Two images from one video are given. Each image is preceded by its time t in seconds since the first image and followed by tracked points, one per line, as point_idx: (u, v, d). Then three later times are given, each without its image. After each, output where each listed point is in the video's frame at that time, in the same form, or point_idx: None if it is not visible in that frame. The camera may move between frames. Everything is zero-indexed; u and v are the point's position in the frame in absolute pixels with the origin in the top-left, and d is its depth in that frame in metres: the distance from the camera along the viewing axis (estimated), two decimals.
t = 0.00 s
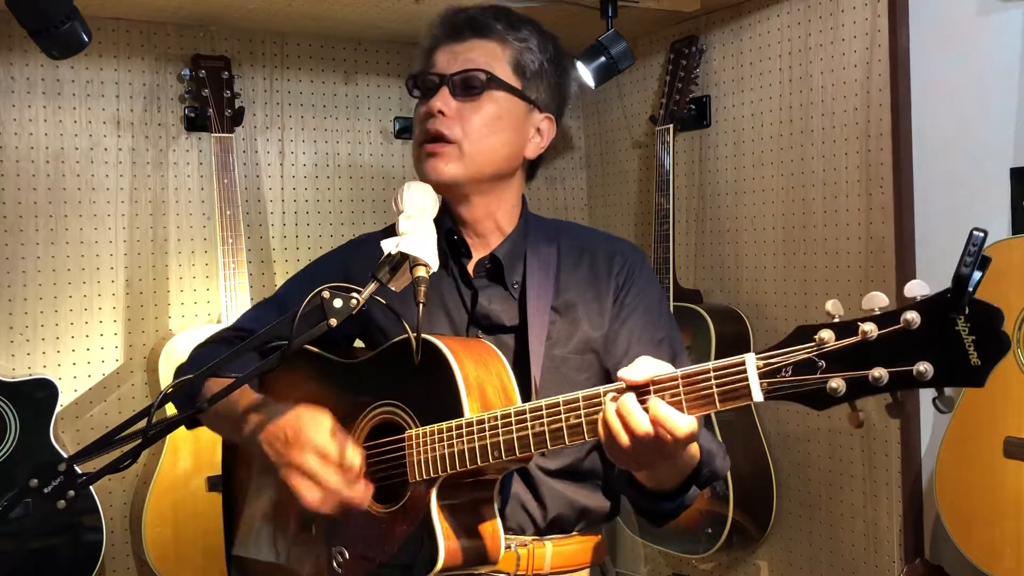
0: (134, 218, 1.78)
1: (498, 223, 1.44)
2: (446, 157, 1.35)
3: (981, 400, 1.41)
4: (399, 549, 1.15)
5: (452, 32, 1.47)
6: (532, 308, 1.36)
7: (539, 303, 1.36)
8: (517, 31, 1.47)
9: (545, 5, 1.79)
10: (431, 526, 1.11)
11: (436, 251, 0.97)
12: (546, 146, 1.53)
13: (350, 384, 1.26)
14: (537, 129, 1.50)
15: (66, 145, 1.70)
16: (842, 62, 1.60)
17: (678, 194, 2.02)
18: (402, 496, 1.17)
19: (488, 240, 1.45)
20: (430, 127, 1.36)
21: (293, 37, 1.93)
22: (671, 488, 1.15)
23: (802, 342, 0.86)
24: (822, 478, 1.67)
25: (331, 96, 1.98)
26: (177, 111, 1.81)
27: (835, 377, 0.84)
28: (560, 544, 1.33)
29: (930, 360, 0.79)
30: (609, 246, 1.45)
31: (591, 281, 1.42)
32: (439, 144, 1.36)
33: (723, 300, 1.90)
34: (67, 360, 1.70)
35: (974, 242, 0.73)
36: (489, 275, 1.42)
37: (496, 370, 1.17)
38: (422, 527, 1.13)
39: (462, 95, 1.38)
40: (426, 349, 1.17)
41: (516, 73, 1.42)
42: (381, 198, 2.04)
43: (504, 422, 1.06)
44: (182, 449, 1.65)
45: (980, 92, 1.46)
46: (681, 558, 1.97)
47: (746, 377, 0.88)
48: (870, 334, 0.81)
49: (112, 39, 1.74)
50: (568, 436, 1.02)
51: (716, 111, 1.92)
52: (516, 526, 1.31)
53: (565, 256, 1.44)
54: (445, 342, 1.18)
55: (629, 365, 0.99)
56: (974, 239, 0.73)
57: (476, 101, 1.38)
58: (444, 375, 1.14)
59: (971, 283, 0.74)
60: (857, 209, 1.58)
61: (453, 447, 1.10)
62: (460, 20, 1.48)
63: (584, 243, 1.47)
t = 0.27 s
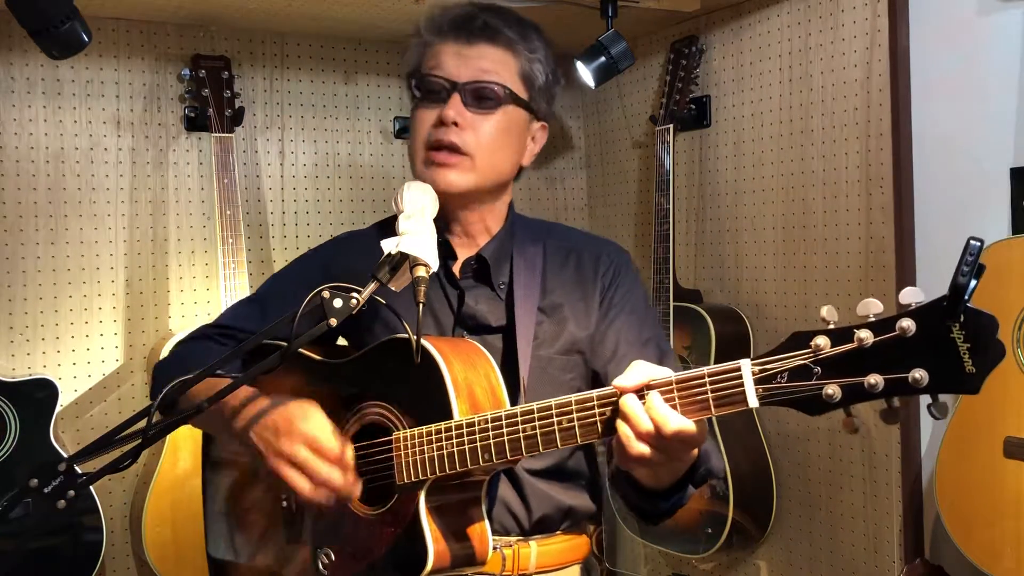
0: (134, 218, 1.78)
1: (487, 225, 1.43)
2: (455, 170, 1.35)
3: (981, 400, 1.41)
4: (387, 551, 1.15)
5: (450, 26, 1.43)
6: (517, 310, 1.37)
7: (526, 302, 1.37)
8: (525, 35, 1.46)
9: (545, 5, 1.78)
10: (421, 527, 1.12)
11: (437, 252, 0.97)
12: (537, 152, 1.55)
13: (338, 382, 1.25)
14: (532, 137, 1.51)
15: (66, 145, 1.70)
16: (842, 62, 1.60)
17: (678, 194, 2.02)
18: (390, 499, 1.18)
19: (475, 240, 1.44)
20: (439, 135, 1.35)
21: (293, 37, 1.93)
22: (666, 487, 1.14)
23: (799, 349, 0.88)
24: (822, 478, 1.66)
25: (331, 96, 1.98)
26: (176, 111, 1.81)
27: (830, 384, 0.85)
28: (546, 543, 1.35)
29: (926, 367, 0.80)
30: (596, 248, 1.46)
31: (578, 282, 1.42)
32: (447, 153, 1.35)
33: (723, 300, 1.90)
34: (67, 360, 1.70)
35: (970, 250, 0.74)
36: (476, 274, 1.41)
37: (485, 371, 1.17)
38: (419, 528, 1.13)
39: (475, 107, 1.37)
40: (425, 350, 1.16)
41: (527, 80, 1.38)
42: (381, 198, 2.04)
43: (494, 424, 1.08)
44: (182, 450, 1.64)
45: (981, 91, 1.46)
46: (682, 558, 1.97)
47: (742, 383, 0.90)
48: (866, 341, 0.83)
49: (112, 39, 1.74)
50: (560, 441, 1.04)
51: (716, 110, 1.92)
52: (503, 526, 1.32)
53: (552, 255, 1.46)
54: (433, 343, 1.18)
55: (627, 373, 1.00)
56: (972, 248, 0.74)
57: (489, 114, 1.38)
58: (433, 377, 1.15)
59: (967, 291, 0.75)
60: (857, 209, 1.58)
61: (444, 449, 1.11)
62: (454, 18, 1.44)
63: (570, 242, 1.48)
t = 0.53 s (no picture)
0: (134, 218, 1.78)
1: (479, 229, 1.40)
2: (481, 208, 1.29)
3: (981, 400, 1.41)
4: (381, 557, 1.15)
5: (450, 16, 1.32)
6: (503, 311, 1.38)
7: (512, 305, 1.38)
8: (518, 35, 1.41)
9: (546, 5, 1.78)
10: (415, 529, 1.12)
11: (437, 252, 0.97)
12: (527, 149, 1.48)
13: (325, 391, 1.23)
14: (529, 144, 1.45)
15: (66, 145, 1.70)
16: (842, 61, 1.60)
17: (678, 194, 2.02)
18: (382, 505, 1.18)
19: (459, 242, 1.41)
20: (459, 171, 1.26)
21: (293, 37, 1.93)
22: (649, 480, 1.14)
23: (792, 337, 0.89)
24: (822, 478, 1.66)
25: (331, 96, 1.98)
26: (176, 111, 1.81)
27: (825, 370, 0.87)
28: (538, 542, 1.36)
29: (918, 350, 0.83)
30: (577, 248, 1.47)
31: (561, 283, 1.43)
32: (463, 188, 1.28)
33: (723, 300, 1.90)
34: (67, 360, 1.70)
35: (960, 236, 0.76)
36: (460, 275, 1.39)
37: (474, 372, 1.17)
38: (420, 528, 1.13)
39: (502, 141, 1.27)
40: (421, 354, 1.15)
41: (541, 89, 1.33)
42: (381, 198, 2.04)
43: (490, 425, 1.07)
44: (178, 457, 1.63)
45: (981, 91, 1.46)
46: (682, 558, 1.97)
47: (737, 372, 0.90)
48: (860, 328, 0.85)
49: (112, 38, 1.74)
50: (556, 436, 1.04)
51: (716, 110, 1.92)
52: (495, 527, 1.31)
53: (533, 257, 1.46)
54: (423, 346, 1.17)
55: (623, 370, 1.00)
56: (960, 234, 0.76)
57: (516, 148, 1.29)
58: (424, 380, 1.14)
59: (957, 276, 0.78)
60: (857, 209, 1.58)
61: (439, 450, 1.11)
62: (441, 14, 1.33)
63: (552, 243, 1.49)
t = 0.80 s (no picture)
0: (135, 218, 1.78)
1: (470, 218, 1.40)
2: (476, 196, 1.29)
3: (981, 400, 1.41)
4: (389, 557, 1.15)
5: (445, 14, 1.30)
6: (495, 310, 1.38)
7: (503, 303, 1.38)
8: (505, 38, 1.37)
9: (545, 5, 1.78)
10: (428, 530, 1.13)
11: (437, 252, 0.97)
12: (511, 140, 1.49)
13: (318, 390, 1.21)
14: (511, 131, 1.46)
15: (66, 145, 1.70)
16: (842, 62, 1.60)
17: (678, 194, 2.02)
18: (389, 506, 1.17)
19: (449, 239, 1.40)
20: (452, 163, 1.26)
21: (294, 37, 1.93)
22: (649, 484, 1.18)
23: (818, 327, 0.91)
24: (822, 478, 1.66)
25: (332, 96, 1.97)
26: (176, 111, 1.81)
27: (852, 359, 0.89)
28: (534, 540, 1.37)
29: (942, 338, 0.85)
30: (562, 248, 1.50)
31: (548, 282, 1.45)
32: (460, 179, 1.28)
33: (723, 300, 1.90)
34: (67, 360, 1.70)
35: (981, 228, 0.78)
36: (450, 276, 1.37)
37: (479, 373, 1.19)
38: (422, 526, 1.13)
39: (489, 128, 1.27)
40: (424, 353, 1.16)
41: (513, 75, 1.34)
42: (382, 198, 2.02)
43: (508, 423, 1.08)
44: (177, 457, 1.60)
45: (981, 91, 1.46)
46: (682, 558, 1.97)
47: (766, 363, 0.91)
48: (884, 317, 0.87)
49: (112, 38, 1.74)
50: (578, 431, 1.04)
51: (716, 110, 1.92)
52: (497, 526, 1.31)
53: (519, 257, 1.47)
54: (430, 346, 1.18)
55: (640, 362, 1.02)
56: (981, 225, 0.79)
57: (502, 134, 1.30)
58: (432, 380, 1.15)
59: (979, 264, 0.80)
60: (857, 210, 1.58)
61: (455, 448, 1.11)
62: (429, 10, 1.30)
63: (537, 244, 1.51)
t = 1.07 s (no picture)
0: (135, 219, 1.78)
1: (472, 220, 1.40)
2: (482, 196, 1.29)
3: (981, 400, 1.41)
4: (394, 564, 1.14)
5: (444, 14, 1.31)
6: (496, 313, 1.37)
7: (504, 305, 1.38)
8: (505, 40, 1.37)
9: (546, 5, 1.78)
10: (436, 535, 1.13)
11: (436, 252, 0.97)
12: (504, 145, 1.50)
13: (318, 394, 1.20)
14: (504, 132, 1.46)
15: (66, 145, 1.70)
16: (842, 62, 1.60)
17: (678, 194, 2.02)
18: (395, 511, 1.17)
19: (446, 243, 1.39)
20: (457, 164, 1.26)
21: (294, 37, 1.93)
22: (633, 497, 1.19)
23: (834, 341, 0.91)
24: (823, 479, 1.66)
25: (331, 97, 1.99)
26: (177, 112, 1.81)
27: (868, 372, 0.89)
28: (531, 539, 1.36)
29: (956, 353, 0.85)
30: (558, 251, 1.51)
31: (545, 285, 1.45)
32: (464, 180, 1.27)
33: (723, 300, 1.90)
34: (67, 360, 1.70)
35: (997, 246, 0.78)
36: (451, 278, 1.38)
37: (486, 380, 1.18)
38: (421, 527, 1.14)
39: (492, 128, 1.28)
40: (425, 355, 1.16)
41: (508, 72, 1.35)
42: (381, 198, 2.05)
43: (517, 430, 1.08)
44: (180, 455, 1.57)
45: (980, 91, 1.46)
46: (682, 558, 1.97)
47: (782, 375, 0.92)
48: (900, 332, 0.87)
49: (112, 39, 1.74)
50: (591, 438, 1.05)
51: (716, 110, 1.92)
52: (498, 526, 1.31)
53: (518, 259, 1.47)
54: (435, 351, 1.17)
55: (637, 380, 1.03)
56: (997, 244, 0.78)
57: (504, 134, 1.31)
58: (437, 383, 1.14)
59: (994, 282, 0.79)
60: (857, 209, 1.58)
61: (463, 455, 1.11)
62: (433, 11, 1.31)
63: (534, 247, 1.51)
